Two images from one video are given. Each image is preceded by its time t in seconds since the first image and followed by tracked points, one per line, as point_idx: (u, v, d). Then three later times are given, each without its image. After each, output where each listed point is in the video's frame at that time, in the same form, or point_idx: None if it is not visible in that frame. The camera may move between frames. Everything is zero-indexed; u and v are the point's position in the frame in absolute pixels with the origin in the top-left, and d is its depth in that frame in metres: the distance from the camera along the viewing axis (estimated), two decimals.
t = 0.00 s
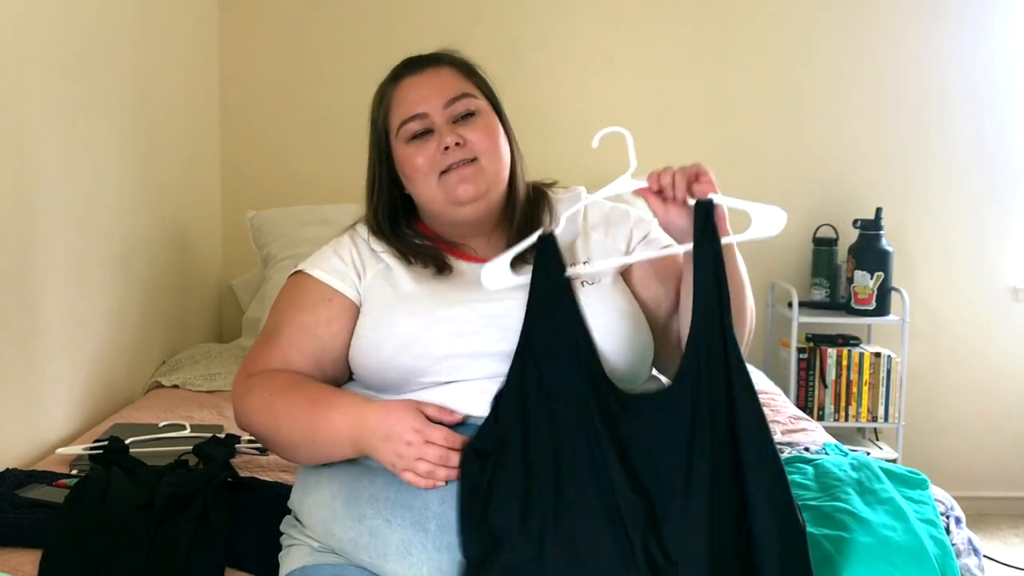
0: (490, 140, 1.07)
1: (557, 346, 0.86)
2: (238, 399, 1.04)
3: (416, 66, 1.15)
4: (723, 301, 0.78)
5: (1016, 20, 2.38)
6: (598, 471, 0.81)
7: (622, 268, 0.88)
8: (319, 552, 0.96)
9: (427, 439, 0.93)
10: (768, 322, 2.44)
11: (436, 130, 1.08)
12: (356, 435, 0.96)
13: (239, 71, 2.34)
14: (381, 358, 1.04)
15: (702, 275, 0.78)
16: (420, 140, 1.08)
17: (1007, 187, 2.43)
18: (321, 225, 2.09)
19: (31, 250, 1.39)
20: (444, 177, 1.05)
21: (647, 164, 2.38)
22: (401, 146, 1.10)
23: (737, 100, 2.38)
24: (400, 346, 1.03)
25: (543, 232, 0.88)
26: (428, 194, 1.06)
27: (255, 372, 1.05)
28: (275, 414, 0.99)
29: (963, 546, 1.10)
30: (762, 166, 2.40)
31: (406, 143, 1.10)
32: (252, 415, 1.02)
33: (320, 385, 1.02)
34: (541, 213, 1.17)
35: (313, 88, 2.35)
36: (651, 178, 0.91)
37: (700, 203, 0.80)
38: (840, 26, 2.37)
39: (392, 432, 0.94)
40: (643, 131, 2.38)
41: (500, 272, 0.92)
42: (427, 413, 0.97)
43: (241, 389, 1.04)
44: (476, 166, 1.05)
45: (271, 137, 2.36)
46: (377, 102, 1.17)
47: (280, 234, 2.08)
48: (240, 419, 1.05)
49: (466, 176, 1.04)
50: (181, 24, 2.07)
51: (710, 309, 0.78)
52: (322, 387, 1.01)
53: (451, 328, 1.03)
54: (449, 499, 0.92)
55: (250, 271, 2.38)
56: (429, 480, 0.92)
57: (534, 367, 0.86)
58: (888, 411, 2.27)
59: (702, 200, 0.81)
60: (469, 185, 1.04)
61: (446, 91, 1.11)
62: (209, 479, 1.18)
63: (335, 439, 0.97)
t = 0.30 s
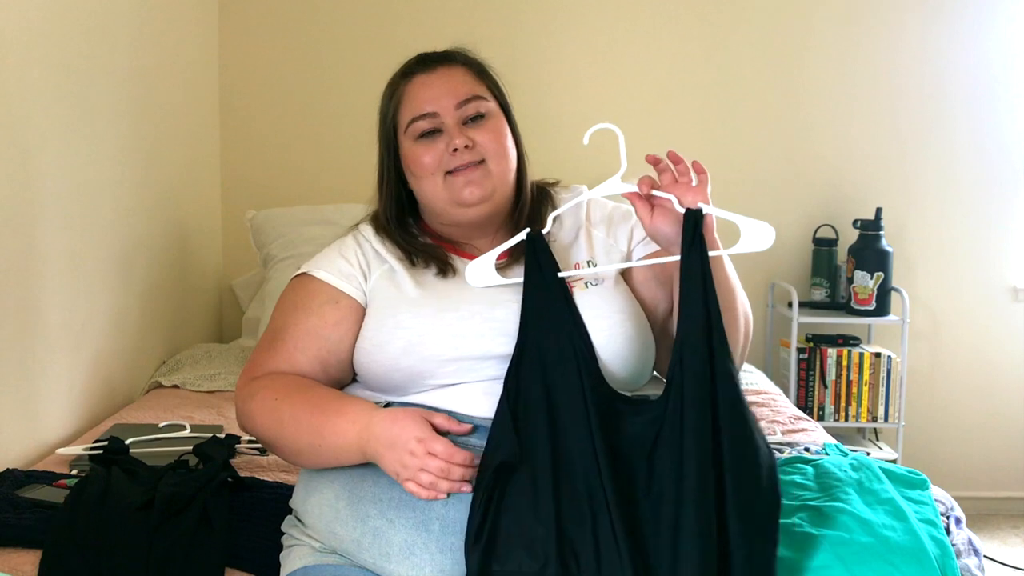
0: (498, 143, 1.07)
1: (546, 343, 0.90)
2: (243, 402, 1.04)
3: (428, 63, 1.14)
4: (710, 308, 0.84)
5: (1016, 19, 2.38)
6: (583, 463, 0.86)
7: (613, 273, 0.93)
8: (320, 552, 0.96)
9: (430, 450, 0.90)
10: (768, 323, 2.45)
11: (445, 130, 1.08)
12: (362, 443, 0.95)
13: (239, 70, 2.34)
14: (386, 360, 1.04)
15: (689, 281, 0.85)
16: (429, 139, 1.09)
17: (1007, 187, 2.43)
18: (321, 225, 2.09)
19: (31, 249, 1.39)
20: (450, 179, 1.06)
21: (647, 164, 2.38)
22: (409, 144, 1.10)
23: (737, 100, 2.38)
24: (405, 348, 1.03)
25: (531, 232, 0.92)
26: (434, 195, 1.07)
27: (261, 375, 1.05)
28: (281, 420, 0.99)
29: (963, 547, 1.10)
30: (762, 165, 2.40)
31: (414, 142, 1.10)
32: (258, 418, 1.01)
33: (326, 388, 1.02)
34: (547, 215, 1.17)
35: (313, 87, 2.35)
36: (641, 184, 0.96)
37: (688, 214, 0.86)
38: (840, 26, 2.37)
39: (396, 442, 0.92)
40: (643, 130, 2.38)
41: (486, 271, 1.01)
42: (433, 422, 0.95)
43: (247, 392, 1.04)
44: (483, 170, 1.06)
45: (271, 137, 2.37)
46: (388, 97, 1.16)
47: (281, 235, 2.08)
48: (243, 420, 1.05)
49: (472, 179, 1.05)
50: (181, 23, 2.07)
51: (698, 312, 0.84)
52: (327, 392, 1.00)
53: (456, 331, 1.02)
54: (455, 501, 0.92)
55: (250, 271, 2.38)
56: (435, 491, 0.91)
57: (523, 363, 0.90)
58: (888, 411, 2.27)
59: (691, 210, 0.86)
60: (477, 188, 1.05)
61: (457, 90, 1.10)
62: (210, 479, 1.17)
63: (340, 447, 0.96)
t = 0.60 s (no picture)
0: (513, 144, 1.07)
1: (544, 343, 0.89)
2: (244, 397, 1.03)
3: (453, 58, 1.13)
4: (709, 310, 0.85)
5: (1016, 19, 2.38)
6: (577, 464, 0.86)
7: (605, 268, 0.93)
8: (319, 552, 0.96)
9: (427, 454, 0.87)
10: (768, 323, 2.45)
11: (462, 125, 1.08)
12: (365, 446, 0.94)
13: (239, 70, 2.34)
14: (386, 356, 1.04)
15: (690, 283, 0.86)
16: (445, 133, 1.08)
17: (1007, 186, 2.43)
18: (321, 225, 2.09)
19: (31, 248, 1.39)
20: (462, 174, 1.05)
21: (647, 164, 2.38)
22: (423, 134, 1.09)
23: (737, 100, 2.38)
24: (402, 344, 1.03)
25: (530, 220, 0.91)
26: (444, 188, 1.07)
27: (261, 368, 1.04)
28: (284, 419, 0.98)
29: (963, 546, 1.10)
30: (762, 165, 2.40)
31: (429, 132, 1.09)
32: (259, 413, 1.00)
33: (329, 387, 1.01)
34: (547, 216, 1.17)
35: (313, 87, 2.35)
36: (646, 177, 0.95)
37: (692, 213, 0.88)
38: (840, 26, 2.37)
39: (398, 443, 0.90)
40: (643, 130, 2.38)
41: (481, 257, 0.98)
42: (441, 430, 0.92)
43: (249, 387, 1.03)
44: (497, 167, 1.05)
45: (271, 137, 2.37)
46: (404, 84, 1.14)
47: (281, 234, 2.08)
48: (243, 414, 1.04)
49: (484, 176, 1.05)
50: (181, 23, 2.07)
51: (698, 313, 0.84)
52: (330, 391, 1.00)
53: (453, 329, 1.02)
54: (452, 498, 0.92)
55: (250, 271, 2.38)
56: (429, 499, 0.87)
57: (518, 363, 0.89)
58: (888, 411, 2.27)
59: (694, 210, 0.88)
60: (489, 185, 1.05)
61: (480, 88, 1.10)
62: (210, 479, 1.18)
63: (343, 448, 0.95)
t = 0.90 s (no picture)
0: (524, 149, 1.07)
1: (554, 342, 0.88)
2: (259, 401, 1.00)
3: (473, 55, 1.14)
4: (716, 308, 0.86)
5: (1016, 18, 2.38)
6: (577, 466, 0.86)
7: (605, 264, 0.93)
8: (320, 552, 0.96)
9: (462, 462, 0.83)
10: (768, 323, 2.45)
11: (479, 122, 1.08)
12: (392, 455, 0.90)
13: (239, 70, 2.34)
14: (391, 356, 1.04)
15: (697, 282, 0.87)
16: (461, 127, 1.07)
17: (1007, 186, 2.43)
18: (321, 225, 2.09)
19: (31, 247, 1.39)
20: (473, 169, 1.05)
21: (647, 164, 2.38)
22: (438, 127, 1.09)
23: (737, 99, 2.38)
24: (405, 344, 1.03)
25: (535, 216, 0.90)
26: (453, 182, 1.06)
27: (277, 371, 1.02)
28: (307, 426, 0.95)
29: (963, 546, 1.10)
30: (762, 165, 2.40)
31: (444, 125, 1.08)
32: (277, 419, 0.97)
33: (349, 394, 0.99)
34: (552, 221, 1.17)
35: (312, 87, 2.35)
36: (650, 175, 0.95)
37: (697, 216, 0.89)
38: (839, 25, 2.37)
39: (428, 453, 0.86)
40: (643, 130, 2.38)
41: (485, 252, 0.97)
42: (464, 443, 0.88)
43: (266, 391, 1.00)
44: (507, 166, 1.05)
45: (271, 136, 2.37)
46: (421, 76, 1.14)
47: (280, 234, 2.08)
48: (258, 419, 1.01)
49: (494, 173, 1.04)
50: (181, 24, 2.07)
51: (703, 312, 0.86)
52: (354, 400, 0.97)
53: (457, 328, 1.03)
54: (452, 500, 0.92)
55: (250, 271, 2.38)
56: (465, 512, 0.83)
57: (523, 361, 0.88)
58: (888, 411, 2.27)
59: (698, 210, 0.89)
60: (498, 183, 1.04)
61: (498, 87, 1.11)
62: (210, 479, 1.18)
63: (371, 458, 0.91)
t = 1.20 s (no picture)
0: (530, 152, 1.05)
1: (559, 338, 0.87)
2: (254, 401, 1.00)
3: (491, 58, 1.14)
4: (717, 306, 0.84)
5: (1016, 19, 2.38)
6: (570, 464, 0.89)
7: (611, 274, 0.89)
8: (319, 552, 0.96)
9: (414, 468, 0.82)
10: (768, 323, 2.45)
11: (487, 122, 1.06)
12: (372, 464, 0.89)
13: (239, 70, 2.34)
14: (388, 354, 1.03)
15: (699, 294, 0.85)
16: (468, 126, 1.06)
17: (1007, 186, 2.43)
18: (321, 225, 2.09)
19: (31, 246, 1.39)
20: (475, 169, 1.04)
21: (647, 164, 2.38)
22: (445, 123, 1.07)
23: (737, 99, 2.38)
24: (404, 342, 1.03)
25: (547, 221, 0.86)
26: (455, 180, 1.05)
27: (274, 369, 1.02)
28: (295, 432, 0.95)
29: (963, 546, 1.10)
30: (762, 165, 2.40)
31: (452, 122, 1.07)
32: (268, 421, 0.97)
33: (342, 399, 0.98)
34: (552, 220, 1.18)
35: (312, 87, 2.35)
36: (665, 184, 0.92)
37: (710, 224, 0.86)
38: (840, 25, 2.37)
39: (390, 460, 0.85)
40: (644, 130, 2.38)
41: (499, 256, 0.93)
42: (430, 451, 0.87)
43: (261, 392, 1.00)
44: (510, 168, 1.03)
45: (271, 136, 2.37)
46: (438, 75, 1.14)
47: (280, 234, 2.08)
48: (252, 418, 1.01)
49: (495, 175, 1.03)
50: (181, 24, 2.07)
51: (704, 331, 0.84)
52: (344, 406, 0.96)
53: (456, 325, 1.03)
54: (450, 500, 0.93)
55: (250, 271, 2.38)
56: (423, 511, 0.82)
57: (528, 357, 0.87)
58: (888, 411, 2.27)
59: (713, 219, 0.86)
60: (499, 184, 1.03)
61: (511, 91, 1.09)
62: (210, 479, 1.18)
63: (353, 467, 0.90)
